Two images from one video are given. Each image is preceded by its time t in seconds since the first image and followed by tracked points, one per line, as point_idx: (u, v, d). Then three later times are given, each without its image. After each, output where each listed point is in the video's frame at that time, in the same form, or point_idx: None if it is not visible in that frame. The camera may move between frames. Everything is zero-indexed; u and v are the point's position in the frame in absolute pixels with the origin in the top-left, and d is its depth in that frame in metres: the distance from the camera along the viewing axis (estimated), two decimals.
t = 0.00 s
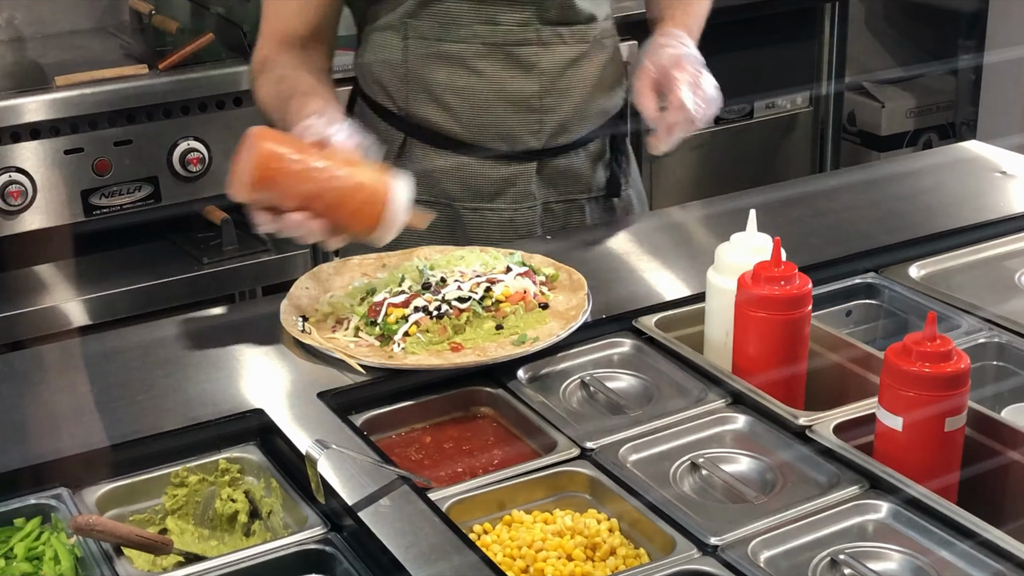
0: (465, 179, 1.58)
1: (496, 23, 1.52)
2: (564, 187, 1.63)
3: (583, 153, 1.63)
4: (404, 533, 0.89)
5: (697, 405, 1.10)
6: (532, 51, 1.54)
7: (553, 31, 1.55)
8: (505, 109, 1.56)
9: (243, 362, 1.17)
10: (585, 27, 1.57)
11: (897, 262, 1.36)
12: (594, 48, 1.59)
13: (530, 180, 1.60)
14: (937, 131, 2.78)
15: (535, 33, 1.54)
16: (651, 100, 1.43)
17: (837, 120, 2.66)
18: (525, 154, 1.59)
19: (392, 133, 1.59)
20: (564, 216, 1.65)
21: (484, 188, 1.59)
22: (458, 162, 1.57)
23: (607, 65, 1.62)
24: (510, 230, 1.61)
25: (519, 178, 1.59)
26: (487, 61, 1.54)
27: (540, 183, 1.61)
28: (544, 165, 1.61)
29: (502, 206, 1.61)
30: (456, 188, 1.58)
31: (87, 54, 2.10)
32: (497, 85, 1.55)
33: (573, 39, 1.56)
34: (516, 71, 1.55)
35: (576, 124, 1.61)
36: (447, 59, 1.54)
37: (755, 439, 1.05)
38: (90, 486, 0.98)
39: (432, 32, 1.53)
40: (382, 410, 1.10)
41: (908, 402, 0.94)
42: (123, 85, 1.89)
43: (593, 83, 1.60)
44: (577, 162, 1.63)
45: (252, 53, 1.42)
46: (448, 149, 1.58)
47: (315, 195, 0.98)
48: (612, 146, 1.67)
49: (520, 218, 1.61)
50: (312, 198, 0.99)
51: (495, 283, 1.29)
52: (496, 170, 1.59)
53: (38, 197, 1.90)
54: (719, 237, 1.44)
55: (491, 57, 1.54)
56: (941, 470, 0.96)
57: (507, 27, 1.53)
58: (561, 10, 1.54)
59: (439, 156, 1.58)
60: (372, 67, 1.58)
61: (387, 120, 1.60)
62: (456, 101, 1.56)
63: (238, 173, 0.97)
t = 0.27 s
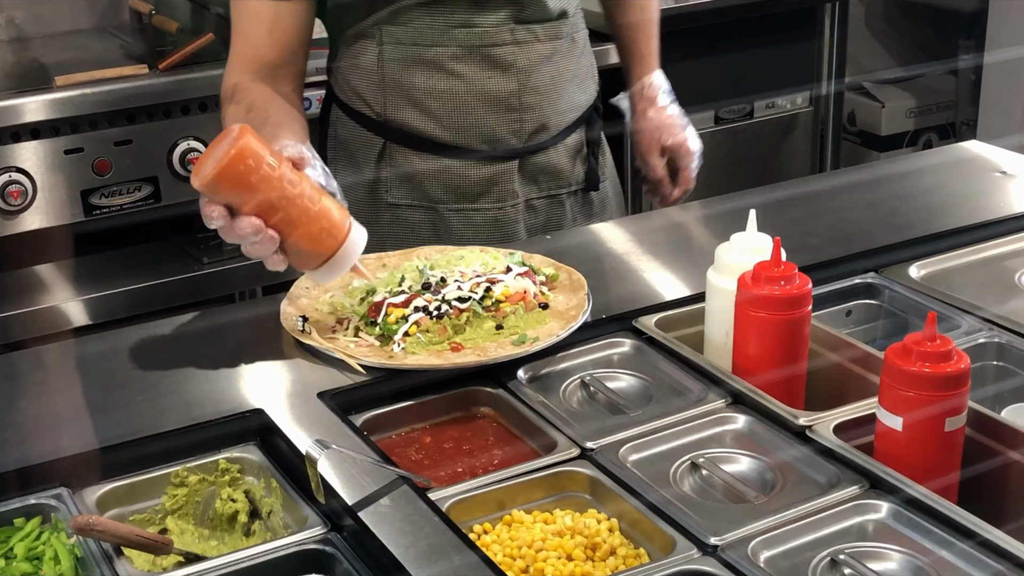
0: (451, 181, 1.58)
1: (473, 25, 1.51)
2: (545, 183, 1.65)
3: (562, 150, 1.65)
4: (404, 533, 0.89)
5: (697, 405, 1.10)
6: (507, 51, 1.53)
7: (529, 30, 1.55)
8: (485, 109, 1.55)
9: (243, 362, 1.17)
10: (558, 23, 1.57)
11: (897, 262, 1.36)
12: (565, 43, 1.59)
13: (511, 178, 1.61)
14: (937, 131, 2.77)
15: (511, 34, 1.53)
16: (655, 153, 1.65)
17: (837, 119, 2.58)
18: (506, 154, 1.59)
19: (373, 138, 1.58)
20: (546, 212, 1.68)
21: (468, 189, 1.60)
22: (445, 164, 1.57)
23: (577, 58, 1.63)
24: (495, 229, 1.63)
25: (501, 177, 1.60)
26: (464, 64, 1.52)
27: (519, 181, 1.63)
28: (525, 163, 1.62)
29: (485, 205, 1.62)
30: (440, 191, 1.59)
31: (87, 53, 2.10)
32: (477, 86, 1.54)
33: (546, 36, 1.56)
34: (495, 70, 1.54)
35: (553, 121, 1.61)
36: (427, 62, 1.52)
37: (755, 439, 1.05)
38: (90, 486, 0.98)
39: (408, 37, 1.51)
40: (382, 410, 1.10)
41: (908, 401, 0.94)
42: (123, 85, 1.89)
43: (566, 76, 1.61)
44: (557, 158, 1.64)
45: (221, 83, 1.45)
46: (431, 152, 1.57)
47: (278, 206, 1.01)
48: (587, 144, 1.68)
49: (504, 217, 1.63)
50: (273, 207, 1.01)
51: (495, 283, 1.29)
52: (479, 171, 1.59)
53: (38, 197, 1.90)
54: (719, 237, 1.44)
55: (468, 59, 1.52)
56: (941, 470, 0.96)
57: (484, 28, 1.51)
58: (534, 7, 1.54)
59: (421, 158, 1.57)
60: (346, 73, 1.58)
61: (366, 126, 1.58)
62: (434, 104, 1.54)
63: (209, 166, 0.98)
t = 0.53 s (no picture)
0: (442, 181, 1.58)
1: (458, 28, 1.51)
2: (533, 184, 1.66)
3: (549, 150, 1.65)
4: (404, 533, 0.89)
5: (697, 405, 1.10)
6: (493, 53, 1.53)
7: (514, 31, 1.55)
8: (472, 111, 1.55)
9: (243, 362, 1.17)
10: (542, 24, 1.58)
11: (897, 262, 1.36)
12: (549, 43, 1.60)
13: (500, 179, 1.61)
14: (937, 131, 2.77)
15: (496, 36, 1.53)
16: (631, 173, 1.85)
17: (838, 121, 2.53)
18: (494, 155, 1.59)
19: (359, 142, 1.57)
20: (533, 212, 1.68)
21: (457, 190, 1.59)
22: (438, 164, 1.57)
23: (561, 59, 1.64)
24: (484, 230, 1.63)
25: (490, 178, 1.60)
26: (451, 66, 1.52)
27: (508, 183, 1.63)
28: (513, 164, 1.62)
29: (473, 207, 1.62)
30: (427, 193, 1.59)
31: (87, 54, 2.10)
32: (464, 88, 1.53)
33: (531, 37, 1.57)
34: (481, 72, 1.54)
35: (538, 121, 1.62)
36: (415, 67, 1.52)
37: (755, 439, 1.05)
38: (90, 486, 0.98)
39: (395, 40, 1.51)
40: (382, 410, 1.10)
41: (908, 402, 0.94)
42: (123, 85, 1.89)
43: (551, 77, 1.61)
44: (544, 158, 1.65)
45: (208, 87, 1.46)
46: (421, 154, 1.56)
47: (300, 223, 1.01)
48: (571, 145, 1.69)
49: (494, 217, 1.63)
50: (296, 223, 1.01)
51: (495, 283, 1.29)
52: (468, 172, 1.59)
53: (38, 197, 1.90)
54: (719, 237, 1.44)
55: (454, 61, 1.52)
56: (942, 470, 0.96)
57: (469, 30, 1.51)
58: (518, 9, 1.54)
59: (408, 161, 1.57)
60: (330, 76, 1.57)
61: (354, 130, 1.57)
62: (422, 107, 1.53)
63: (234, 180, 0.98)
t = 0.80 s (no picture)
0: (440, 183, 1.58)
1: (452, 28, 1.51)
2: (527, 184, 1.66)
3: (543, 150, 1.65)
4: (404, 533, 0.89)
5: (697, 405, 1.10)
6: (487, 53, 1.53)
7: (508, 31, 1.55)
8: (467, 111, 1.55)
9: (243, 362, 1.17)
10: (536, 24, 1.58)
11: (896, 262, 1.36)
12: (543, 44, 1.60)
13: (494, 180, 1.61)
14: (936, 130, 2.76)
15: (490, 36, 1.53)
16: (633, 177, 1.82)
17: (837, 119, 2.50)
18: (489, 156, 1.59)
19: (353, 142, 1.57)
20: (528, 213, 1.68)
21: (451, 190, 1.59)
22: (437, 166, 1.57)
23: (555, 59, 1.64)
24: (479, 231, 1.63)
25: (485, 178, 1.60)
26: (446, 66, 1.52)
27: (503, 183, 1.63)
28: (508, 164, 1.62)
29: (468, 207, 1.62)
30: (423, 193, 1.58)
31: (87, 54, 2.10)
32: (459, 88, 1.53)
33: (526, 37, 1.57)
34: (475, 73, 1.54)
35: (534, 121, 1.61)
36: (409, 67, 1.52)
37: (755, 439, 1.05)
38: (90, 486, 0.98)
39: (389, 40, 1.50)
40: (382, 410, 1.10)
41: (908, 402, 0.94)
42: (122, 85, 1.89)
43: (545, 78, 1.61)
44: (538, 159, 1.65)
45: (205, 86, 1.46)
46: (416, 154, 1.56)
47: (311, 223, 1.02)
48: (566, 146, 1.69)
49: (488, 218, 1.63)
50: (307, 223, 1.02)
51: (495, 283, 1.29)
52: (462, 172, 1.59)
53: (38, 197, 1.90)
54: (719, 237, 1.44)
55: (449, 60, 1.52)
56: (942, 470, 0.96)
57: (464, 30, 1.51)
58: (513, 9, 1.54)
59: (403, 161, 1.56)
60: (325, 77, 1.57)
61: (349, 131, 1.57)
62: (416, 108, 1.54)
63: (247, 178, 0.99)
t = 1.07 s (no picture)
0: (442, 183, 1.58)
1: (455, 28, 1.51)
2: (528, 185, 1.66)
3: (545, 151, 1.65)
4: (404, 533, 0.89)
5: (697, 405, 1.10)
6: (489, 53, 1.53)
7: (511, 32, 1.55)
8: (469, 111, 1.55)
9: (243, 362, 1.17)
10: (540, 25, 1.58)
11: (896, 262, 1.36)
12: (546, 45, 1.60)
13: (495, 180, 1.61)
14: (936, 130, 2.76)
15: (493, 36, 1.53)
16: (638, 181, 1.84)
17: (838, 118, 2.48)
18: (490, 156, 1.59)
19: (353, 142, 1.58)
20: (529, 213, 1.68)
21: (452, 190, 1.59)
22: (439, 165, 1.57)
23: (559, 60, 1.64)
24: (480, 231, 1.63)
25: (487, 178, 1.60)
26: (448, 65, 1.53)
27: (504, 183, 1.63)
28: (509, 165, 1.62)
29: (469, 207, 1.61)
30: (425, 193, 1.58)
31: (87, 54, 2.10)
32: (462, 88, 1.54)
33: (529, 38, 1.57)
34: (477, 73, 1.54)
35: (536, 122, 1.61)
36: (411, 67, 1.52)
37: (755, 439, 1.05)
38: (90, 486, 0.98)
39: (391, 39, 1.50)
40: (383, 410, 1.10)
41: (908, 402, 0.94)
42: (122, 85, 1.89)
43: (548, 78, 1.61)
44: (540, 159, 1.65)
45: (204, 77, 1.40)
46: (417, 154, 1.56)
47: (330, 160, 0.97)
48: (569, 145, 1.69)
49: (489, 218, 1.63)
50: (325, 158, 0.96)
51: (495, 283, 1.29)
52: (464, 172, 1.59)
53: (39, 198, 1.89)
54: (719, 237, 1.44)
55: (451, 60, 1.52)
56: (942, 470, 0.96)
57: (467, 30, 1.51)
58: (518, 9, 1.54)
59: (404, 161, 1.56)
60: (327, 75, 1.56)
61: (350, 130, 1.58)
62: (417, 107, 1.54)
63: (266, 115, 0.97)
